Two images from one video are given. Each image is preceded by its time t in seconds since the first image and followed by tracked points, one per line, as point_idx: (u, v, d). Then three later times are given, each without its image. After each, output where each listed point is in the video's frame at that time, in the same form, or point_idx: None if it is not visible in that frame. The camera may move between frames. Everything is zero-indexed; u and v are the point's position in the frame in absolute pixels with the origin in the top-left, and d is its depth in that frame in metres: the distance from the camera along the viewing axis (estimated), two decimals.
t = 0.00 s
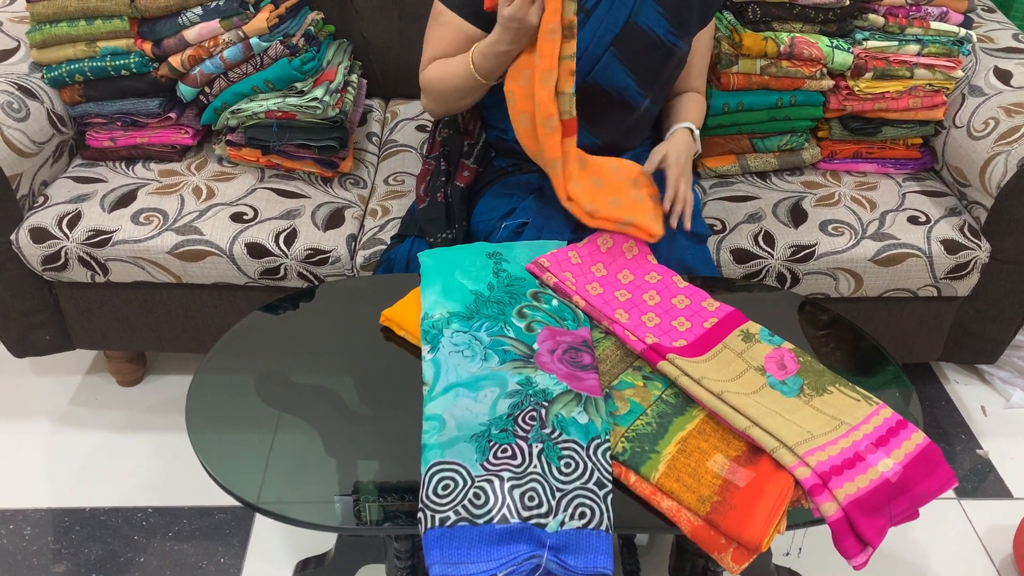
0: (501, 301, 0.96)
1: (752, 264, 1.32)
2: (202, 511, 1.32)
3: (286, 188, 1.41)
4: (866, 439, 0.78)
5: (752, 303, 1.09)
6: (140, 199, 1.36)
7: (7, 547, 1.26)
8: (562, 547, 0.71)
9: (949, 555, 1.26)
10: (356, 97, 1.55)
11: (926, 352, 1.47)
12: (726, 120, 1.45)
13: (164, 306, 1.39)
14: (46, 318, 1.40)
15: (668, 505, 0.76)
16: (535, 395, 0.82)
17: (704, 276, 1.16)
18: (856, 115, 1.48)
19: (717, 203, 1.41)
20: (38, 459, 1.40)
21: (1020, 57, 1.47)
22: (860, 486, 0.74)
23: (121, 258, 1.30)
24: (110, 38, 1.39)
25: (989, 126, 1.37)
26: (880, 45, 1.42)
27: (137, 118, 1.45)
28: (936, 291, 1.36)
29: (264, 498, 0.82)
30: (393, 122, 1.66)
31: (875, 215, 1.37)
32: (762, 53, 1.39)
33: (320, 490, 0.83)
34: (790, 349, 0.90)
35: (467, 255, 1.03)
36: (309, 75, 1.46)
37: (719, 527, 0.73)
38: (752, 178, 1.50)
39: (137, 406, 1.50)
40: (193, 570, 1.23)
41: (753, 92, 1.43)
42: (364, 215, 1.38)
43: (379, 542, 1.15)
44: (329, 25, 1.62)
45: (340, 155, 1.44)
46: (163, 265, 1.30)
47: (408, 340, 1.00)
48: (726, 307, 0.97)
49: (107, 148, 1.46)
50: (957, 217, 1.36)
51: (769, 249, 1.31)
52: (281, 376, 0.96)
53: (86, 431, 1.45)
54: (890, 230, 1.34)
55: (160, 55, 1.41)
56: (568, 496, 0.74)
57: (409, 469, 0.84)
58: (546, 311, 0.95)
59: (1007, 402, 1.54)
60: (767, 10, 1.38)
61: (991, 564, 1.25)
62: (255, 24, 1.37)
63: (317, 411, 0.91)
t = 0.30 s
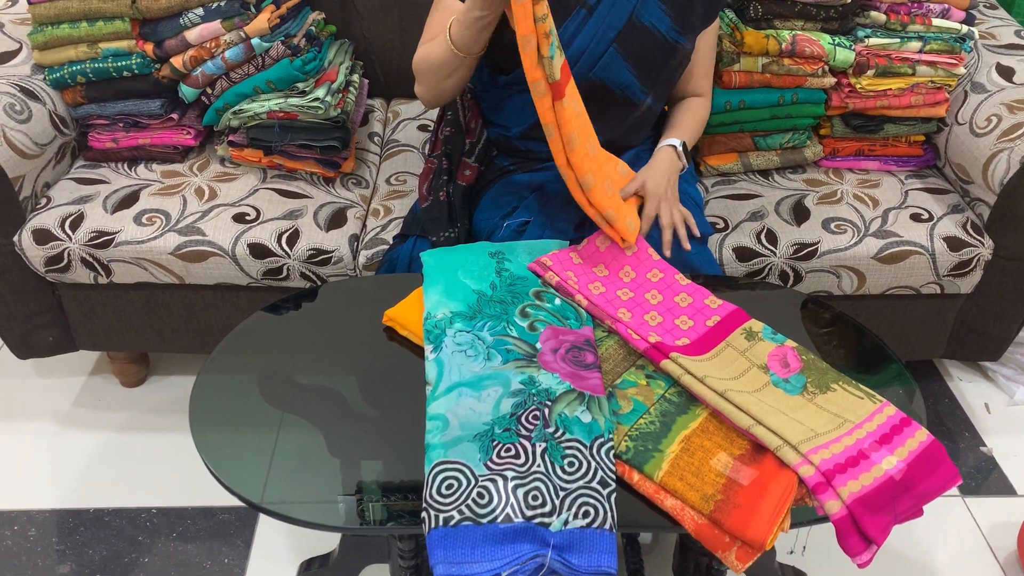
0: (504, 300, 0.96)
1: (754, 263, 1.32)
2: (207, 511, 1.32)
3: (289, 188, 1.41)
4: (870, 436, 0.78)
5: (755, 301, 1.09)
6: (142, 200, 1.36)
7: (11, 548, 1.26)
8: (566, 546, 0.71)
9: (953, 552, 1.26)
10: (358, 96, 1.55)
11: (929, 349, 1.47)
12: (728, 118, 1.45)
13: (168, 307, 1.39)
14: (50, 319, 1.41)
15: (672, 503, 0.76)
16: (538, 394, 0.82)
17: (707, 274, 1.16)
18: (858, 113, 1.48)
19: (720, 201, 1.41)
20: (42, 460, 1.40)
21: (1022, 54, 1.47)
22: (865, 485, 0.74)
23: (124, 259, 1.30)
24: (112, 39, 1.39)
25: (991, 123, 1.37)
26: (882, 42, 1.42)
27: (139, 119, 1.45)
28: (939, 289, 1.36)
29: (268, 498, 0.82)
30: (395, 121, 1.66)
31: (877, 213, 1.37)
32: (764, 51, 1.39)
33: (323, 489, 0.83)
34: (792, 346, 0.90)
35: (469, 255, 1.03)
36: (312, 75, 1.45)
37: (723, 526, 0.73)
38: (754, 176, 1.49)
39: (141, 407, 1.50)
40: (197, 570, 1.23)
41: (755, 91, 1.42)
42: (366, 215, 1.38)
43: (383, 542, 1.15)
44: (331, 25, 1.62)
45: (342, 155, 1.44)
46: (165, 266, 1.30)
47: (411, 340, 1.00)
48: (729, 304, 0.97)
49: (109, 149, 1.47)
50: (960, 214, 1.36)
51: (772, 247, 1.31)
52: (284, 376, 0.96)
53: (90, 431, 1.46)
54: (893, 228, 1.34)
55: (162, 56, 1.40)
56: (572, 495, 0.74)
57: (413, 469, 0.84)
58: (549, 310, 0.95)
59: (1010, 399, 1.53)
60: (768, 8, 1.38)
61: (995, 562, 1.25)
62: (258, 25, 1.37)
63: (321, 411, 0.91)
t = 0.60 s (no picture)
0: (503, 300, 0.96)
1: (753, 261, 1.32)
2: (208, 511, 1.32)
3: (288, 189, 1.42)
4: (868, 434, 0.78)
5: (754, 299, 1.09)
6: (142, 202, 1.36)
7: (13, 549, 1.26)
8: (566, 544, 0.71)
9: (953, 550, 1.26)
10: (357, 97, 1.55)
11: (928, 347, 1.47)
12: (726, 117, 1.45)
13: (168, 309, 1.39)
14: (51, 321, 1.41)
15: (671, 501, 0.76)
16: (537, 393, 0.82)
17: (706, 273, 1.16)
18: (856, 111, 1.48)
19: (719, 200, 1.41)
20: (43, 462, 1.41)
21: (1020, 52, 1.47)
22: (864, 482, 0.74)
23: (124, 261, 1.30)
24: (111, 41, 1.40)
25: (989, 121, 1.37)
26: (881, 40, 1.42)
27: (139, 121, 1.45)
28: (938, 287, 1.36)
29: (269, 499, 0.82)
30: (394, 122, 1.67)
31: (876, 211, 1.37)
32: (762, 50, 1.39)
33: (324, 489, 0.83)
34: (790, 345, 0.90)
35: (469, 255, 1.04)
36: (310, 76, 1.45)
37: (723, 523, 0.73)
38: (752, 175, 1.49)
39: (142, 408, 1.51)
40: (198, 570, 1.23)
41: (753, 90, 1.43)
42: (366, 215, 1.39)
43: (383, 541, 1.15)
44: (330, 26, 1.62)
45: (342, 155, 1.45)
46: (165, 267, 1.31)
47: (410, 340, 1.00)
48: (727, 303, 0.97)
49: (110, 151, 1.47)
50: (958, 212, 1.36)
51: (771, 246, 1.32)
52: (284, 376, 0.96)
53: (91, 432, 1.46)
54: (892, 226, 1.34)
55: (161, 58, 1.41)
56: (571, 494, 0.74)
57: (413, 468, 0.84)
58: (548, 309, 0.95)
59: (1010, 397, 1.53)
60: (766, 7, 1.39)
61: (996, 559, 1.25)
62: (256, 27, 1.38)
63: (321, 411, 0.91)
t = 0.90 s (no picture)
0: (501, 300, 0.96)
1: (751, 261, 1.32)
2: (207, 512, 1.33)
3: (288, 190, 1.42)
4: (864, 432, 0.78)
5: (752, 299, 1.09)
6: (141, 203, 1.37)
7: (13, 550, 1.26)
8: (563, 543, 0.72)
9: (950, 549, 1.26)
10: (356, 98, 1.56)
11: (926, 347, 1.47)
12: (724, 117, 1.46)
13: (167, 309, 1.39)
14: (50, 322, 1.41)
15: (668, 500, 0.77)
16: (534, 392, 0.82)
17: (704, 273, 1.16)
18: (854, 111, 1.49)
19: (716, 200, 1.41)
20: (44, 462, 1.41)
21: (1017, 52, 1.47)
22: (860, 481, 0.74)
23: (123, 262, 1.30)
24: (110, 43, 1.40)
25: (986, 120, 1.37)
26: (878, 40, 1.42)
27: (138, 122, 1.45)
28: (936, 286, 1.36)
29: (268, 499, 0.82)
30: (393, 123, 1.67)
31: (873, 211, 1.37)
32: (759, 50, 1.39)
33: (323, 489, 0.83)
34: (787, 344, 0.90)
35: (467, 255, 1.04)
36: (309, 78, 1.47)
37: (719, 522, 0.73)
38: (750, 175, 1.50)
39: (142, 409, 1.51)
40: (198, 570, 1.24)
41: (751, 90, 1.43)
42: (364, 216, 1.39)
43: (382, 541, 1.16)
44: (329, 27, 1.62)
45: (340, 156, 1.44)
46: (164, 268, 1.31)
47: (409, 340, 1.00)
48: (725, 303, 0.98)
49: (109, 152, 1.48)
50: (955, 211, 1.37)
51: (768, 246, 1.32)
52: (283, 377, 0.97)
53: (91, 433, 1.47)
54: (889, 226, 1.34)
55: (160, 59, 1.41)
56: (569, 493, 0.74)
57: (412, 469, 0.84)
58: (546, 309, 0.95)
59: (1009, 396, 1.54)
60: (763, 7, 1.40)
61: (994, 558, 1.25)
62: (253, 28, 1.38)
63: (319, 412, 0.92)
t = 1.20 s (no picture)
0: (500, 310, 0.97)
1: (750, 262, 1.33)
2: (206, 511, 1.33)
3: (288, 190, 1.42)
4: (863, 433, 0.78)
5: (753, 299, 1.09)
6: (141, 203, 1.37)
7: (12, 549, 1.26)
8: (562, 543, 0.72)
9: (949, 549, 1.27)
10: (356, 99, 1.57)
11: (925, 347, 1.47)
12: (724, 118, 1.46)
13: (166, 309, 1.39)
14: (50, 321, 1.41)
15: (667, 500, 0.77)
16: (534, 392, 0.83)
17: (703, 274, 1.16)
18: (853, 112, 1.49)
19: (716, 200, 1.42)
20: (44, 462, 1.41)
21: (1016, 52, 1.47)
22: (859, 480, 0.74)
23: (123, 261, 1.30)
24: (110, 43, 1.40)
25: (985, 121, 1.37)
26: (877, 41, 1.43)
27: (138, 122, 1.46)
28: (935, 287, 1.36)
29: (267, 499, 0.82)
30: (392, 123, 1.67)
31: (873, 211, 1.38)
32: (759, 51, 1.39)
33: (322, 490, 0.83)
34: (787, 344, 0.91)
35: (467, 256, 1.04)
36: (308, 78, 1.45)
37: (718, 522, 0.73)
38: (749, 175, 1.50)
39: (141, 409, 1.51)
40: (197, 570, 1.24)
41: (750, 90, 1.43)
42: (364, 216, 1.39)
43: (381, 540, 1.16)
44: (329, 27, 1.63)
45: (340, 156, 1.45)
46: (164, 268, 1.31)
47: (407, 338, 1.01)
48: (725, 303, 0.97)
49: (109, 152, 1.48)
50: (955, 212, 1.37)
51: (768, 246, 1.32)
52: (282, 377, 0.96)
53: (90, 433, 1.47)
54: (888, 226, 1.34)
55: (160, 59, 1.41)
56: (568, 493, 0.74)
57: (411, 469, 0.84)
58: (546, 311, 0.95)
59: (1008, 396, 1.54)
60: (763, 7, 1.40)
61: (993, 558, 1.25)
62: (253, 28, 1.38)
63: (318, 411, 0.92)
